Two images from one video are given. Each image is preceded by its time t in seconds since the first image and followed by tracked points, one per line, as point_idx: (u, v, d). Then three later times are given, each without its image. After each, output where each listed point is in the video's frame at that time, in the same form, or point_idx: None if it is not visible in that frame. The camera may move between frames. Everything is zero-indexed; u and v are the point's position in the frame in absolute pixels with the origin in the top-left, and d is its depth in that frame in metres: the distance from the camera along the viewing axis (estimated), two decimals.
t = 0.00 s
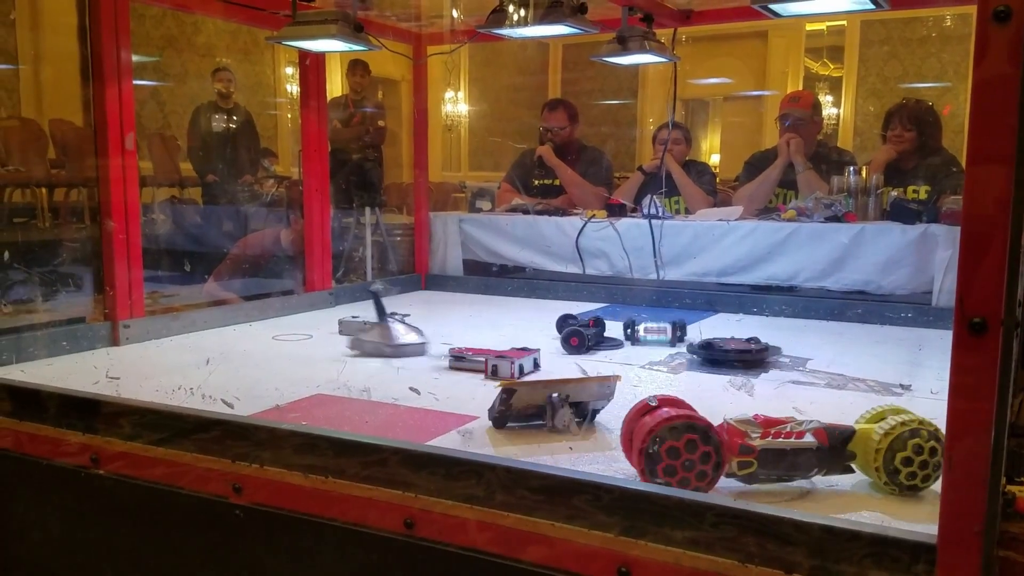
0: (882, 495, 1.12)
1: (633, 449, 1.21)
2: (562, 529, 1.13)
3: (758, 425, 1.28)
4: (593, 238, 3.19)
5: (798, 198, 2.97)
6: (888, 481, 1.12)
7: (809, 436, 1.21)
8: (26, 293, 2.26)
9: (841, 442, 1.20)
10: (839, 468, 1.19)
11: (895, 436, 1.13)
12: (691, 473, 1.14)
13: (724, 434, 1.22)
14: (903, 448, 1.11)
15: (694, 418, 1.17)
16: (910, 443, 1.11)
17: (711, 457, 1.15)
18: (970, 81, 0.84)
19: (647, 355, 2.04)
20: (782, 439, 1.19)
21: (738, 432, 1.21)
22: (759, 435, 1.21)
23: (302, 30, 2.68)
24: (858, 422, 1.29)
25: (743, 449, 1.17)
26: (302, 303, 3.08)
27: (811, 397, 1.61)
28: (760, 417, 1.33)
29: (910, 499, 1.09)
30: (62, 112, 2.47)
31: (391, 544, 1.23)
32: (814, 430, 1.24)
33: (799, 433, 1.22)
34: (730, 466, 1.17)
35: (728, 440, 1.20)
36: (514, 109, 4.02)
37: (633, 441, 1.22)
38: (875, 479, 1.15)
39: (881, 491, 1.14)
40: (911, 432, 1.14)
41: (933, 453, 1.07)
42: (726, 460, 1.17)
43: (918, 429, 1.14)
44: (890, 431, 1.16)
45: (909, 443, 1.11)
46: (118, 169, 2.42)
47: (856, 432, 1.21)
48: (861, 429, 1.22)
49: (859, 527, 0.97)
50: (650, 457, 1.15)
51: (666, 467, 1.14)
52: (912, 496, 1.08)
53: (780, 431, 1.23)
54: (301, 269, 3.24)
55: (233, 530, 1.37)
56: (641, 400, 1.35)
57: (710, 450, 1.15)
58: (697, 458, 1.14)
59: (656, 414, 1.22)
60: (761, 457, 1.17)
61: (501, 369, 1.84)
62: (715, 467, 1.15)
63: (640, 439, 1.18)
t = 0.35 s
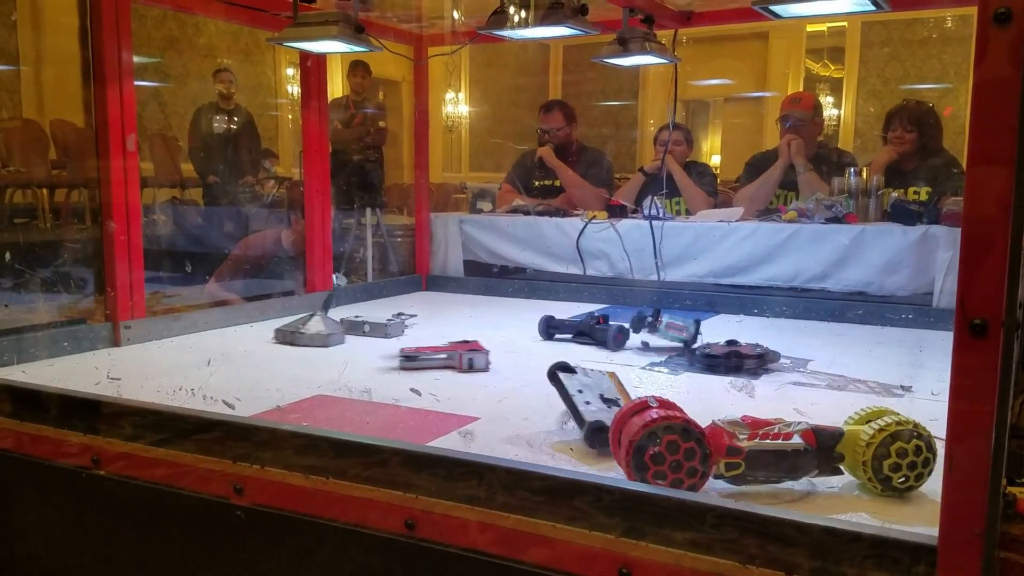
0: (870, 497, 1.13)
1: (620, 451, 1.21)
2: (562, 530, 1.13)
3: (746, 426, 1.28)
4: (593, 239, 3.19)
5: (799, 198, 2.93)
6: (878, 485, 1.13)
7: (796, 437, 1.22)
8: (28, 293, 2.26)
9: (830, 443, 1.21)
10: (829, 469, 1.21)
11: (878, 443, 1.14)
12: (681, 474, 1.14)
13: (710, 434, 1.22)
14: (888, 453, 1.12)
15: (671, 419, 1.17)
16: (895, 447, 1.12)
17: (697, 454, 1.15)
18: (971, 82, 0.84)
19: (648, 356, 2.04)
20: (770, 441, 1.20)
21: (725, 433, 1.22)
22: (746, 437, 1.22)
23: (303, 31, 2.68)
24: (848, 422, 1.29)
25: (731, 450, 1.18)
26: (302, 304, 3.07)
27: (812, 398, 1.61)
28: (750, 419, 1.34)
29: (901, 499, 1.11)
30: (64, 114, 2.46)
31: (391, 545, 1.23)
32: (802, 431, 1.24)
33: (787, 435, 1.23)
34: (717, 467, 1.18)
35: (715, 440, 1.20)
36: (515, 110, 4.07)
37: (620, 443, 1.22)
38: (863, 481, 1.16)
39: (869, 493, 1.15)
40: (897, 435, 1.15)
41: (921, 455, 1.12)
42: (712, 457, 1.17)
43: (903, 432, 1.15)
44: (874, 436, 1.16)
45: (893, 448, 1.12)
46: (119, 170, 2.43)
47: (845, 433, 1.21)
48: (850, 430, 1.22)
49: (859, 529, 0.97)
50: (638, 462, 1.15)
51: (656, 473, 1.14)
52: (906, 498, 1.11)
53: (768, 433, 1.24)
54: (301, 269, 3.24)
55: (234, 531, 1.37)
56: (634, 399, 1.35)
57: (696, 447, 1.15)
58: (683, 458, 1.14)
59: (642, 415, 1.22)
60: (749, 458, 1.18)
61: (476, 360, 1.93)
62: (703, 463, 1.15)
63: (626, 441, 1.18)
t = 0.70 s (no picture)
0: (870, 500, 1.14)
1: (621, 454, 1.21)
2: (563, 533, 1.13)
3: (747, 430, 1.28)
4: (594, 242, 3.19)
5: (800, 202, 2.91)
6: (878, 488, 1.13)
7: (798, 441, 1.21)
8: (30, 296, 2.25)
9: (831, 446, 1.21)
10: (830, 472, 1.21)
11: (880, 445, 1.14)
12: (683, 477, 1.14)
13: (712, 438, 1.21)
14: (890, 456, 1.13)
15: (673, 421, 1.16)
16: (896, 451, 1.13)
17: (698, 457, 1.15)
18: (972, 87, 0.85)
19: (650, 359, 2.04)
20: (771, 444, 1.20)
21: (727, 437, 1.22)
22: (748, 440, 1.21)
23: (304, 34, 2.68)
24: (850, 425, 1.29)
25: (733, 453, 1.17)
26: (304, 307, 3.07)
27: (814, 402, 1.61)
28: (751, 422, 1.34)
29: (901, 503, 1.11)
30: (66, 116, 2.45)
31: (392, 548, 1.23)
32: (804, 435, 1.24)
33: (788, 438, 1.23)
34: (719, 470, 1.18)
35: (716, 444, 1.20)
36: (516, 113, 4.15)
37: (621, 446, 1.22)
38: (864, 483, 1.16)
39: (870, 496, 1.15)
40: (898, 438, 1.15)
41: (924, 458, 1.11)
42: (714, 461, 1.17)
43: (904, 434, 1.15)
44: (875, 439, 1.16)
45: (894, 451, 1.13)
46: (121, 173, 2.42)
47: (847, 437, 1.21)
48: (852, 433, 1.22)
49: (861, 532, 0.97)
50: (640, 466, 1.15)
51: (658, 476, 1.14)
52: (908, 501, 1.11)
53: (769, 436, 1.24)
54: (302, 273, 3.23)
55: (234, 534, 1.37)
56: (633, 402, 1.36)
57: (697, 450, 1.15)
58: (685, 461, 1.14)
59: (643, 418, 1.22)
60: (751, 462, 1.17)
61: (422, 360, 1.94)
62: (704, 465, 1.15)
63: (628, 445, 1.18)
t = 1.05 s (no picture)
0: (874, 503, 1.14)
1: (625, 456, 1.21)
2: (567, 536, 1.13)
3: (751, 433, 1.28)
4: (598, 244, 3.18)
5: (803, 205, 2.91)
6: (882, 491, 1.14)
7: (802, 444, 1.21)
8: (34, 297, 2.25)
9: (835, 449, 1.21)
10: (834, 475, 1.21)
11: (884, 449, 1.14)
12: (686, 480, 1.15)
13: (716, 441, 1.22)
14: (894, 460, 1.13)
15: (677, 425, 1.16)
16: (900, 454, 1.13)
17: (702, 459, 1.15)
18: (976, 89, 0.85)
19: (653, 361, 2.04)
20: (775, 447, 1.20)
21: (731, 440, 1.22)
22: (751, 443, 1.22)
23: (308, 37, 2.69)
24: (853, 428, 1.29)
25: (737, 456, 1.18)
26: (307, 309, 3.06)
27: (817, 404, 1.61)
28: (755, 425, 1.34)
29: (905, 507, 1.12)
30: (68, 117, 2.43)
31: (396, 550, 1.23)
32: (808, 437, 1.24)
33: (792, 441, 1.23)
34: (723, 473, 1.17)
35: (720, 447, 1.20)
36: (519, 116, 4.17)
37: (626, 448, 1.22)
38: (867, 486, 1.16)
39: (873, 499, 1.15)
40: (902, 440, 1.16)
41: (927, 461, 1.12)
42: (718, 463, 1.17)
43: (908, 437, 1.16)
44: (880, 442, 1.16)
45: (898, 454, 1.13)
46: (125, 174, 2.45)
47: (851, 439, 1.21)
48: (855, 436, 1.22)
49: (865, 535, 0.97)
50: (643, 469, 1.15)
51: (661, 478, 1.14)
52: (912, 504, 1.12)
53: (773, 439, 1.24)
54: (306, 274, 3.25)
55: (237, 536, 1.37)
56: (639, 404, 1.36)
57: (701, 453, 1.15)
58: (688, 464, 1.14)
59: (648, 421, 1.22)
60: (755, 464, 1.17)
61: (469, 354, 2.04)
62: (708, 468, 1.16)
63: (631, 447, 1.18)
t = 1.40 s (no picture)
0: (870, 499, 1.14)
1: (622, 454, 1.21)
2: (564, 534, 1.13)
3: (747, 430, 1.29)
4: (593, 243, 3.19)
5: (798, 201, 2.90)
6: (878, 487, 1.14)
7: (798, 441, 1.22)
8: (28, 297, 2.24)
9: (831, 446, 1.21)
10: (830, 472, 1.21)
11: (880, 445, 1.14)
12: (683, 477, 1.14)
13: (711, 438, 1.22)
14: (889, 456, 1.13)
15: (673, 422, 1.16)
16: (896, 450, 1.13)
17: (698, 457, 1.15)
18: (971, 87, 0.85)
19: (650, 359, 2.04)
20: (771, 444, 1.20)
21: (727, 436, 1.22)
22: (748, 440, 1.21)
23: (303, 37, 2.68)
24: (849, 425, 1.29)
25: (733, 453, 1.18)
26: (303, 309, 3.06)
27: (813, 402, 1.61)
28: (751, 422, 1.34)
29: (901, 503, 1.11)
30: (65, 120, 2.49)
31: (392, 549, 1.23)
32: (804, 435, 1.24)
33: (788, 438, 1.23)
34: (719, 471, 1.18)
35: (715, 444, 1.20)
36: (515, 114, 3.93)
37: (622, 446, 1.22)
38: (864, 483, 1.16)
39: (870, 496, 1.15)
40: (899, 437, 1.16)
41: (923, 458, 1.11)
42: (714, 461, 1.17)
43: (907, 434, 1.16)
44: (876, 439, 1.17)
45: (894, 451, 1.13)
46: (119, 175, 2.41)
47: (846, 437, 1.22)
48: (851, 433, 1.22)
49: (860, 532, 0.97)
50: (639, 467, 1.15)
51: (658, 476, 1.14)
52: (908, 501, 1.11)
53: (769, 436, 1.25)
54: (301, 274, 3.21)
55: (233, 536, 1.37)
56: (635, 402, 1.36)
57: (697, 451, 1.16)
58: (685, 461, 1.14)
59: (646, 419, 1.22)
60: (751, 462, 1.17)
61: (518, 344, 2.18)
62: (704, 465, 1.15)
63: (628, 445, 1.18)
